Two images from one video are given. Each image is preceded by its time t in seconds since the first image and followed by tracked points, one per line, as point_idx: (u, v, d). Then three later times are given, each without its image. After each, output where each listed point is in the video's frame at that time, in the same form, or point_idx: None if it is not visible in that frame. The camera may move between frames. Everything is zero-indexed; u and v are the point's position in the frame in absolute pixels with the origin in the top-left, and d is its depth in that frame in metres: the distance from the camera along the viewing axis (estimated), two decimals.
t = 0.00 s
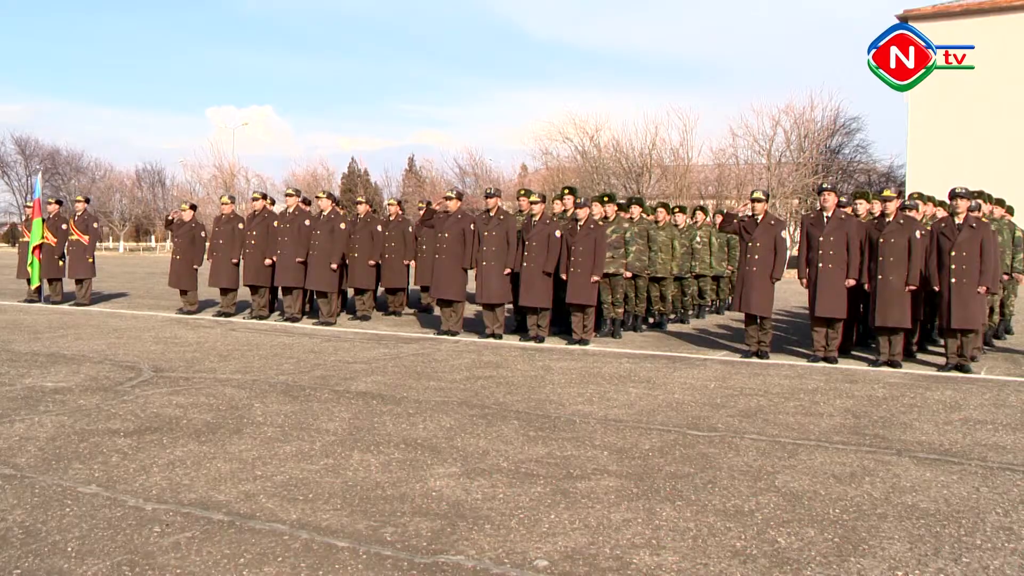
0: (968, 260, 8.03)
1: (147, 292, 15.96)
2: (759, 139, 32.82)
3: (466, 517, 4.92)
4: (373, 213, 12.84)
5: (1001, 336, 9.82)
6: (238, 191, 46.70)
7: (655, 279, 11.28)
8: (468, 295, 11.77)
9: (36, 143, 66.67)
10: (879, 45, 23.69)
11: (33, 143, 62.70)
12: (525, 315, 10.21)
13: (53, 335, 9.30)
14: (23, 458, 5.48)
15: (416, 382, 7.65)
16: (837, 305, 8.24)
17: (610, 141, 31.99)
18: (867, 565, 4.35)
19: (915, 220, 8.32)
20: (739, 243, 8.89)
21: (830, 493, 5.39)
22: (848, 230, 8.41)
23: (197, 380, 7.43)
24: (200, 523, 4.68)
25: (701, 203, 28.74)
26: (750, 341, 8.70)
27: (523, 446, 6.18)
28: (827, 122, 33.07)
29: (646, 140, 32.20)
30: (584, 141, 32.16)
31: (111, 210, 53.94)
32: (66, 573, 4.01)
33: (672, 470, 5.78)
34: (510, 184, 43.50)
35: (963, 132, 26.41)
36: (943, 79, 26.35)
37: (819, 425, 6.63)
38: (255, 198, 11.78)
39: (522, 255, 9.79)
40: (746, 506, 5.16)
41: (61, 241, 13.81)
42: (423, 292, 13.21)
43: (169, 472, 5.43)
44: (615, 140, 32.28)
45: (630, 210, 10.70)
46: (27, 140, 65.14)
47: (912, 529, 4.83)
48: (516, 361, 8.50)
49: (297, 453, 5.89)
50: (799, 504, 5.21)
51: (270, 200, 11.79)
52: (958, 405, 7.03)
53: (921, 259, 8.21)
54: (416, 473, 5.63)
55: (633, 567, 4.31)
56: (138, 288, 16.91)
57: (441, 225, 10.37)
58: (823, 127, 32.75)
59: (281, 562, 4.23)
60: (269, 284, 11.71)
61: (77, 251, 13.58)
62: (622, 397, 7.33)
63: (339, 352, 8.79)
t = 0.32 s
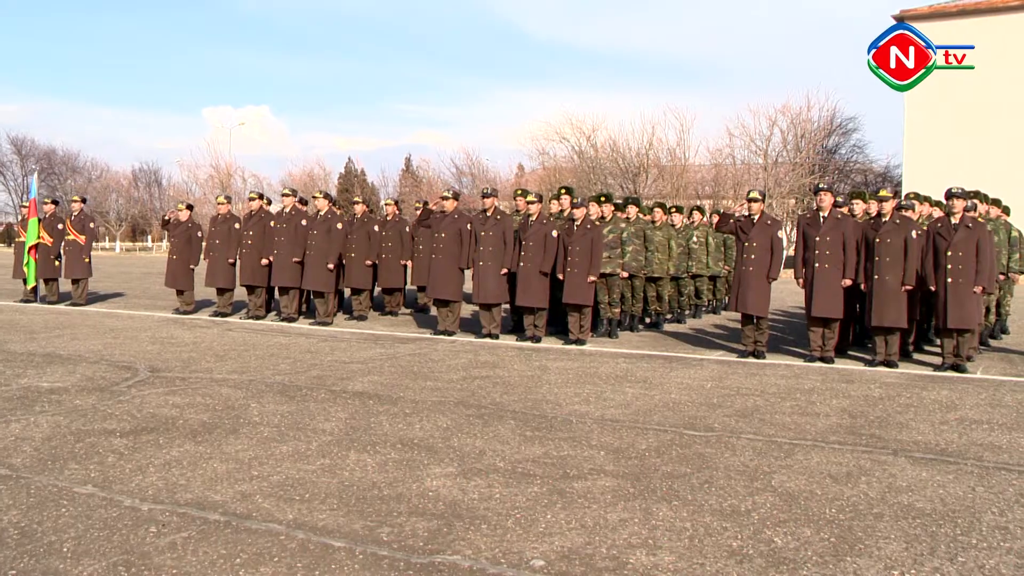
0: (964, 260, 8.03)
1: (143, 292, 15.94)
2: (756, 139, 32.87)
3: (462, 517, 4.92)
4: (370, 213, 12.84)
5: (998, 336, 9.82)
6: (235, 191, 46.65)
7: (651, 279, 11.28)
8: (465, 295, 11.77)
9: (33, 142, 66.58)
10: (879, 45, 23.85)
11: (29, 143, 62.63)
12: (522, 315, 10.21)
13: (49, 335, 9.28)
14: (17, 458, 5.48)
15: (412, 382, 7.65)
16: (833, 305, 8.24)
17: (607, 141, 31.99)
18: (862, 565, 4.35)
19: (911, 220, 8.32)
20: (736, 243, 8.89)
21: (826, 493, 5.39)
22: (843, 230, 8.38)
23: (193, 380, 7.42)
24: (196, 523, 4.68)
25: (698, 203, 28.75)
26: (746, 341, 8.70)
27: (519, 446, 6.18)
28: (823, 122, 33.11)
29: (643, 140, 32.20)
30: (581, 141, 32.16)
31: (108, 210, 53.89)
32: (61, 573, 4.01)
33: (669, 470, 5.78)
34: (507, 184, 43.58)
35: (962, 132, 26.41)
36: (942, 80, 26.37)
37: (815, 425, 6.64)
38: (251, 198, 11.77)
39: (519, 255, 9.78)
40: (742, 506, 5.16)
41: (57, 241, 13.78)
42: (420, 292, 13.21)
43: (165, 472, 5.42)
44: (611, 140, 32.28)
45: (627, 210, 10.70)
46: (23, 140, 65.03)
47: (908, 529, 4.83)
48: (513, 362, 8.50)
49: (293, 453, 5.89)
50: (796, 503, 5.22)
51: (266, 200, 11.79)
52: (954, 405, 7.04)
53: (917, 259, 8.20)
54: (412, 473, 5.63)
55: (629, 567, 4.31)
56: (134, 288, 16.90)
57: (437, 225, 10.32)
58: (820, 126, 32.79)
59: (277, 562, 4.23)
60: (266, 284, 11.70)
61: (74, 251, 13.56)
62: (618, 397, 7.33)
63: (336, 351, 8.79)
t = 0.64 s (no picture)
0: (956, 260, 8.05)
1: (135, 292, 15.91)
2: (749, 139, 32.92)
3: (455, 517, 4.92)
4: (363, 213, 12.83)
5: (989, 335, 9.86)
6: (227, 191, 46.52)
7: (644, 279, 11.29)
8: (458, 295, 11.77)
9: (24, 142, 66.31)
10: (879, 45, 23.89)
11: (21, 143, 62.39)
12: (515, 315, 10.21)
13: (41, 335, 9.26)
14: (8, 459, 5.46)
15: (405, 382, 7.64)
16: (825, 305, 8.25)
17: (601, 140, 31.97)
18: (855, 564, 4.37)
19: (903, 219, 8.34)
20: (728, 243, 8.90)
21: (818, 492, 5.40)
22: (836, 230, 8.43)
23: (186, 380, 7.41)
24: (188, 523, 4.67)
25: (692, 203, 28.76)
26: (739, 341, 8.72)
27: (512, 446, 6.18)
28: (816, 122, 33.17)
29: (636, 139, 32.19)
30: (574, 141, 32.13)
31: (99, 210, 53.71)
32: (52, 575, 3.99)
33: (661, 470, 5.79)
34: (500, 184, 43.61)
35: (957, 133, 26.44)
36: (940, 80, 26.29)
37: (808, 425, 6.65)
38: (244, 198, 11.76)
39: (512, 255, 9.78)
40: (734, 506, 5.17)
41: (49, 241, 13.74)
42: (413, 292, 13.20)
43: (157, 472, 5.42)
44: (605, 139, 32.27)
45: (620, 210, 10.71)
46: (15, 139, 64.80)
47: (900, 528, 4.84)
48: (506, 361, 8.50)
49: (286, 453, 5.89)
50: (788, 503, 5.23)
51: (259, 200, 11.78)
52: (946, 404, 7.06)
53: (909, 258, 8.23)
54: (405, 473, 5.63)
55: (622, 567, 4.31)
56: (125, 288, 16.85)
57: (430, 225, 10.31)
58: (813, 126, 32.87)
59: (270, 562, 4.23)
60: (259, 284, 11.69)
61: (65, 251, 13.53)
62: (611, 397, 7.33)
63: (328, 351, 8.78)
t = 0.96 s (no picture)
0: (947, 260, 8.07)
1: (126, 292, 15.88)
2: (741, 139, 32.99)
3: (447, 517, 4.92)
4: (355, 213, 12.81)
5: (979, 335, 9.89)
6: (219, 191, 46.41)
7: (636, 279, 11.30)
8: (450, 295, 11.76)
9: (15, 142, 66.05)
10: (879, 46, 24.83)
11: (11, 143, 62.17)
12: (506, 315, 10.21)
13: (31, 336, 9.22)
14: None
15: (397, 382, 7.63)
16: (816, 304, 8.27)
17: (593, 140, 31.96)
18: (846, 563, 4.38)
19: (894, 219, 8.36)
20: (720, 243, 8.90)
21: (810, 491, 5.42)
22: (827, 230, 8.44)
23: (177, 381, 7.39)
24: (179, 524, 4.66)
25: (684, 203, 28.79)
26: (731, 341, 8.72)
27: (504, 446, 6.18)
28: (808, 122, 33.25)
29: (628, 139, 32.20)
30: (566, 141, 32.13)
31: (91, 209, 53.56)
32: None
33: (653, 470, 5.79)
34: (493, 183, 43.65)
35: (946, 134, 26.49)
36: (931, 80, 26.42)
37: (799, 424, 6.67)
38: (236, 198, 11.72)
39: (504, 255, 9.77)
40: (726, 505, 5.18)
41: (38, 241, 13.68)
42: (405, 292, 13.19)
43: (148, 473, 5.40)
44: (597, 139, 32.27)
45: (612, 210, 10.72)
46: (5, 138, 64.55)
47: (891, 527, 4.86)
48: (497, 361, 8.50)
49: (278, 454, 5.88)
50: (779, 502, 5.24)
51: (251, 200, 11.75)
52: (936, 403, 7.08)
53: (900, 258, 8.24)
54: (396, 473, 5.63)
55: (614, 567, 4.32)
56: (116, 288, 16.80)
57: (422, 225, 10.30)
58: (804, 126, 32.94)
59: (261, 563, 4.22)
60: (250, 284, 11.66)
61: (56, 251, 13.47)
62: (603, 397, 7.34)
63: (320, 351, 8.76)
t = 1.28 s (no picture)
0: (935, 260, 8.09)
1: (115, 292, 15.85)
2: (731, 139, 33.06)
3: (437, 517, 4.91)
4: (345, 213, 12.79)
5: (967, 335, 9.93)
6: (209, 191, 46.30)
7: (626, 279, 11.31)
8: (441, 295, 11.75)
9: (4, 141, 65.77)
10: (879, 45, 25.84)
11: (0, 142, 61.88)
12: (497, 315, 10.21)
13: (20, 336, 9.18)
14: None
15: (387, 382, 7.63)
16: (805, 304, 8.29)
17: (583, 140, 31.97)
18: (834, 562, 4.39)
19: (883, 219, 8.38)
20: (709, 243, 8.91)
21: (799, 491, 5.43)
22: (816, 230, 8.47)
23: (166, 381, 7.37)
24: (167, 525, 4.64)
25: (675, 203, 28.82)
26: (720, 341, 8.74)
27: (494, 446, 6.18)
28: (798, 122, 33.35)
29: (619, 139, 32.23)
30: (557, 141, 32.13)
31: (79, 209, 53.40)
32: None
33: (643, 469, 5.80)
34: (484, 183, 43.67)
35: (941, 135, 26.44)
36: (931, 80, 26.27)
37: (789, 424, 6.68)
38: (225, 198, 11.69)
39: (494, 255, 9.77)
40: (716, 505, 5.19)
41: (26, 241, 13.62)
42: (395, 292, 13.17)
43: (136, 474, 5.38)
44: (588, 139, 32.28)
45: (602, 210, 10.73)
46: None
47: (879, 526, 4.87)
48: (487, 361, 8.50)
49: (267, 454, 5.87)
50: (768, 502, 5.25)
51: (240, 200, 11.72)
52: (925, 403, 7.10)
53: (889, 258, 8.26)
54: (386, 473, 5.62)
55: (603, 566, 4.32)
56: (105, 289, 16.74)
57: (412, 225, 10.28)
58: (794, 127, 33.04)
59: (250, 564, 4.21)
60: (240, 284, 11.64)
61: (44, 251, 13.42)
62: (593, 397, 7.34)
63: (310, 352, 8.75)
